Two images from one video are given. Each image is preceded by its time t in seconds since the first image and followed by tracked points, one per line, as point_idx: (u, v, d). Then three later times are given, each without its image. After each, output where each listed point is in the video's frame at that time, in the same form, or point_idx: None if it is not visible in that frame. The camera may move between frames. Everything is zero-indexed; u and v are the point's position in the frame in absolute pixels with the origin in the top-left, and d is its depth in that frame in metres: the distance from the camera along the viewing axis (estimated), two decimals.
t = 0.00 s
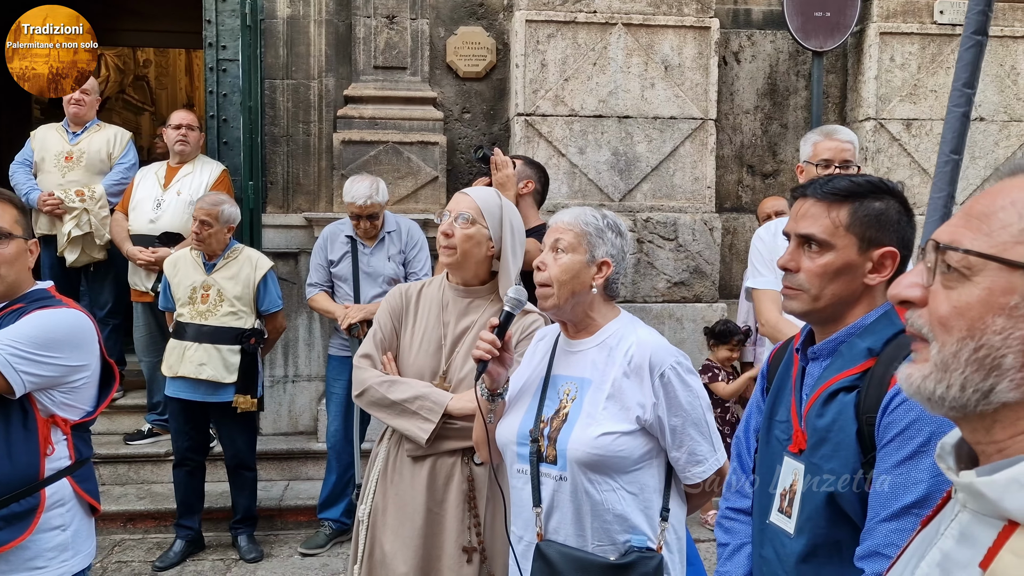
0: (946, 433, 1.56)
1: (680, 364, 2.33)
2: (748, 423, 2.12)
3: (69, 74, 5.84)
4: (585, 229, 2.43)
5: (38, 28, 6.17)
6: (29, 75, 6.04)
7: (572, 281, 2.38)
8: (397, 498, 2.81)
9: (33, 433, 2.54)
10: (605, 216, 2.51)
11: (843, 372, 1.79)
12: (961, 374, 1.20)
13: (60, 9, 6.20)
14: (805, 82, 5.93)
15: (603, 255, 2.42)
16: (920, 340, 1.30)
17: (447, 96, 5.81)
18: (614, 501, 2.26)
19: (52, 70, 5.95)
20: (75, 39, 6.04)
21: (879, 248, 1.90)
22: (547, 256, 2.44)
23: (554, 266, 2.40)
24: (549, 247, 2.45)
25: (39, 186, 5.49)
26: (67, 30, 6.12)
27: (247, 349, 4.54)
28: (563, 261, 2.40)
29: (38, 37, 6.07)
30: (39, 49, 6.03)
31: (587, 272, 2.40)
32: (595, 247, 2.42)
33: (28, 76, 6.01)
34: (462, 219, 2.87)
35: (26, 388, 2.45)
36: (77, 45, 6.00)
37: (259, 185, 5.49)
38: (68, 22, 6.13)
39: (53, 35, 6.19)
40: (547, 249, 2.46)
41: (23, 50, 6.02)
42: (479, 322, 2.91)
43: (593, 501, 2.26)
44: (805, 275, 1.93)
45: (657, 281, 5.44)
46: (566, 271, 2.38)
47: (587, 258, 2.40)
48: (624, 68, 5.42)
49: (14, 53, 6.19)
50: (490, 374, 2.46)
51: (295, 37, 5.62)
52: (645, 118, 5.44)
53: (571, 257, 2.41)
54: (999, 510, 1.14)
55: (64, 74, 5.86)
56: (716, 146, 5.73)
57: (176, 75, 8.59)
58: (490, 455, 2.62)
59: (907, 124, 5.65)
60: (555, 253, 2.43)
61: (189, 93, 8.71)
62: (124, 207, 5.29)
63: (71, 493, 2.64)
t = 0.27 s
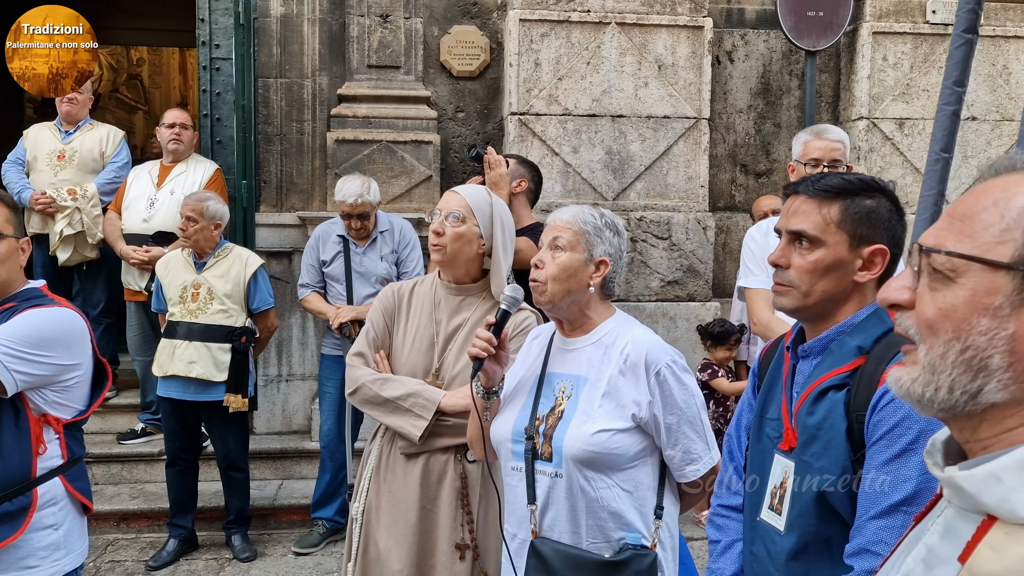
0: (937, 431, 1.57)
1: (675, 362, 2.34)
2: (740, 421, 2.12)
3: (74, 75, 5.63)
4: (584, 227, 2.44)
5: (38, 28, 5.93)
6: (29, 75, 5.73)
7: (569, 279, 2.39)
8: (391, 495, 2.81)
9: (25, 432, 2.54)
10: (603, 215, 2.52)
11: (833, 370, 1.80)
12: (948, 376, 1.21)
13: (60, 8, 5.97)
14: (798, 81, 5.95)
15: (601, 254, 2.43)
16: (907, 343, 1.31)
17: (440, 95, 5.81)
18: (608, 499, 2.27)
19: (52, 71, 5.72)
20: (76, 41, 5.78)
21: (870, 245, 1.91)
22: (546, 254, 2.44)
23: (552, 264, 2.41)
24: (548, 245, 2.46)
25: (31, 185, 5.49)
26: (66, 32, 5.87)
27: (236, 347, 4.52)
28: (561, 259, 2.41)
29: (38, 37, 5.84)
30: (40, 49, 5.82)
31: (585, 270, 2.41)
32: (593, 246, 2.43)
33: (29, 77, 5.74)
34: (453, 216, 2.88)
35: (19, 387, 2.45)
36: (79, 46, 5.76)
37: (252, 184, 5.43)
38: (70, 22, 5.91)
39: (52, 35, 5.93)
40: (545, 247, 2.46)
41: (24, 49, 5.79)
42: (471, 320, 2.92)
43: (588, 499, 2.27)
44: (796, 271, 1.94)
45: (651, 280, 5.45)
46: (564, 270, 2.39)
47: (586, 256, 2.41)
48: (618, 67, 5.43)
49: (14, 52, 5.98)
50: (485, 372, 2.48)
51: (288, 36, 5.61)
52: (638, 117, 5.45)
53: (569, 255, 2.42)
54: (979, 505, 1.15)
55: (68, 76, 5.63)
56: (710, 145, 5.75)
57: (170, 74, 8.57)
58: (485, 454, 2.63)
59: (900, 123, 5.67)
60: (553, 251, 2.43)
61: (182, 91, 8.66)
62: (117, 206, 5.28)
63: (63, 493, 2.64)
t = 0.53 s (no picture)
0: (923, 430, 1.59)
1: (667, 362, 2.36)
2: (728, 420, 2.13)
3: (75, 75, 5.53)
4: (578, 227, 2.45)
5: (38, 28, 5.62)
6: (29, 76, 5.52)
7: (563, 278, 2.39)
8: (380, 495, 2.82)
9: (14, 433, 2.54)
10: (597, 216, 2.52)
11: (819, 370, 1.80)
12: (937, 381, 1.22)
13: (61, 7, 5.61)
14: (791, 81, 5.96)
15: (595, 254, 2.44)
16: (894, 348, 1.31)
17: (434, 95, 5.81)
18: (603, 498, 2.27)
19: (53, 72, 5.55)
20: (76, 42, 5.57)
21: (855, 244, 1.91)
22: (540, 252, 2.44)
23: (546, 262, 2.41)
24: (542, 243, 2.45)
25: (24, 185, 5.48)
26: (67, 32, 5.59)
27: (231, 347, 4.54)
28: (556, 258, 2.41)
29: (38, 37, 5.56)
30: (41, 49, 5.55)
31: (578, 270, 2.42)
32: (587, 246, 2.44)
33: (29, 78, 5.51)
34: (443, 217, 2.88)
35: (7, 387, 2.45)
36: (80, 46, 5.56)
37: (245, 183, 5.43)
38: (71, 22, 5.58)
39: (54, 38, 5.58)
40: (539, 245, 2.46)
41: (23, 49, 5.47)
42: (462, 320, 2.92)
43: (583, 498, 2.27)
44: (781, 269, 1.94)
45: (644, 280, 5.46)
46: (557, 269, 2.40)
47: (579, 256, 2.42)
48: (611, 67, 5.43)
49: (13, 53, 5.65)
50: (478, 373, 2.45)
51: (281, 36, 5.61)
52: (631, 117, 5.45)
53: (563, 254, 2.43)
54: (973, 509, 1.15)
55: (69, 76, 5.53)
56: (703, 146, 5.76)
57: (165, 73, 8.56)
58: (476, 454, 2.61)
59: (892, 123, 5.68)
60: (547, 250, 2.43)
61: (177, 91, 8.62)
62: (110, 206, 5.27)
63: (52, 493, 2.64)
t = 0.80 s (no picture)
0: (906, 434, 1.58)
1: (658, 363, 2.36)
2: (717, 421, 2.13)
3: (76, 75, 5.51)
4: (572, 229, 2.46)
5: (38, 28, 5.44)
6: (30, 76, 5.48)
7: (555, 279, 2.40)
8: (370, 496, 2.81)
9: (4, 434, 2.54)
10: (590, 218, 2.53)
11: (807, 372, 1.81)
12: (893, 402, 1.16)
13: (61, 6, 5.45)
14: (786, 81, 5.96)
15: (587, 255, 2.45)
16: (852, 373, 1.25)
17: (429, 95, 5.81)
18: (593, 499, 2.27)
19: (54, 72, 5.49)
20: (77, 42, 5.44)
21: (843, 245, 1.91)
22: (533, 253, 2.45)
23: (539, 263, 2.41)
24: (535, 244, 2.46)
25: (18, 185, 5.48)
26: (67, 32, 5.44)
27: (227, 347, 4.52)
28: (548, 259, 2.42)
29: (38, 37, 5.42)
30: (41, 49, 5.44)
31: (571, 271, 2.42)
32: (581, 248, 2.45)
33: (29, 78, 5.47)
34: (435, 219, 2.89)
35: None
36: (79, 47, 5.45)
37: (239, 183, 5.44)
38: (72, 22, 5.46)
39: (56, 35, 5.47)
40: (532, 246, 2.47)
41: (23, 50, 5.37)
42: (453, 322, 2.92)
43: (572, 498, 2.27)
44: (770, 272, 1.95)
45: (639, 280, 5.46)
46: (550, 269, 2.40)
47: (572, 258, 2.43)
48: (606, 67, 5.43)
49: (12, 53, 5.50)
50: (470, 373, 2.43)
51: (276, 36, 5.60)
52: (626, 117, 5.46)
53: (556, 255, 2.43)
54: (939, 517, 1.10)
55: (69, 75, 5.51)
56: (698, 146, 5.76)
57: (162, 73, 8.52)
58: (470, 454, 2.62)
59: (887, 123, 5.69)
60: (540, 250, 2.44)
61: (173, 91, 8.60)
62: (104, 206, 5.27)
63: (42, 494, 2.64)
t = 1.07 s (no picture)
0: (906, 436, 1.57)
1: (657, 364, 2.34)
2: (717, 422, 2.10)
3: (75, 75, 5.49)
4: (571, 228, 2.45)
5: (38, 28, 5.43)
6: (29, 76, 5.41)
7: (553, 279, 2.39)
8: (368, 497, 2.80)
9: None
10: (589, 218, 2.53)
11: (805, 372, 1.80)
12: (826, 504, 1.05)
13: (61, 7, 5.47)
14: (785, 81, 5.94)
15: (586, 256, 2.44)
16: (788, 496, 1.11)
17: (427, 94, 5.79)
18: (590, 500, 2.25)
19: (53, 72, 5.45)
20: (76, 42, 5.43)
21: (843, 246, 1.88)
22: (531, 253, 2.45)
23: (538, 262, 2.41)
24: (533, 244, 2.46)
25: (15, 184, 5.45)
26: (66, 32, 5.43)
27: (226, 347, 4.52)
28: (547, 259, 2.41)
29: (38, 37, 5.40)
30: (41, 49, 5.39)
31: (569, 272, 2.41)
32: (580, 248, 2.44)
33: (29, 78, 5.41)
34: (433, 219, 2.87)
35: None
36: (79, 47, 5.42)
37: (236, 183, 5.39)
38: (71, 22, 5.45)
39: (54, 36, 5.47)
40: (531, 246, 2.46)
41: (23, 49, 5.31)
42: (451, 322, 2.90)
43: (570, 499, 2.25)
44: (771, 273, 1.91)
45: (638, 280, 5.44)
46: (548, 269, 2.40)
47: (571, 258, 2.42)
48: (604, 66, 5.41)
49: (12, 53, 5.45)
50: (469, 374, 2.41)
51: (274, 34, 5.58)
52: (625, 116, 5.44)
53: (555, 256, 2.43)
54: (891, 549, 1.01)
55: (68, 75, 5.49)
56: (697, 145, 5.75)
57: (160, 71, 8.47)
58: (469, 455, 2.59)
59: (886, 123, 5.67)
60: (539, 251, 2.44)
61: (172, 90, 8.56)
62: (100, 205, 5.24)
63: (37, 496, 2.62)
